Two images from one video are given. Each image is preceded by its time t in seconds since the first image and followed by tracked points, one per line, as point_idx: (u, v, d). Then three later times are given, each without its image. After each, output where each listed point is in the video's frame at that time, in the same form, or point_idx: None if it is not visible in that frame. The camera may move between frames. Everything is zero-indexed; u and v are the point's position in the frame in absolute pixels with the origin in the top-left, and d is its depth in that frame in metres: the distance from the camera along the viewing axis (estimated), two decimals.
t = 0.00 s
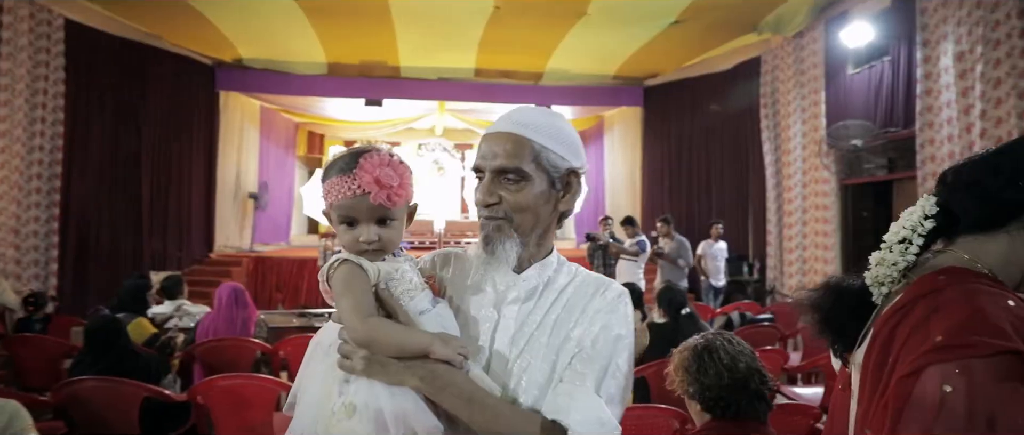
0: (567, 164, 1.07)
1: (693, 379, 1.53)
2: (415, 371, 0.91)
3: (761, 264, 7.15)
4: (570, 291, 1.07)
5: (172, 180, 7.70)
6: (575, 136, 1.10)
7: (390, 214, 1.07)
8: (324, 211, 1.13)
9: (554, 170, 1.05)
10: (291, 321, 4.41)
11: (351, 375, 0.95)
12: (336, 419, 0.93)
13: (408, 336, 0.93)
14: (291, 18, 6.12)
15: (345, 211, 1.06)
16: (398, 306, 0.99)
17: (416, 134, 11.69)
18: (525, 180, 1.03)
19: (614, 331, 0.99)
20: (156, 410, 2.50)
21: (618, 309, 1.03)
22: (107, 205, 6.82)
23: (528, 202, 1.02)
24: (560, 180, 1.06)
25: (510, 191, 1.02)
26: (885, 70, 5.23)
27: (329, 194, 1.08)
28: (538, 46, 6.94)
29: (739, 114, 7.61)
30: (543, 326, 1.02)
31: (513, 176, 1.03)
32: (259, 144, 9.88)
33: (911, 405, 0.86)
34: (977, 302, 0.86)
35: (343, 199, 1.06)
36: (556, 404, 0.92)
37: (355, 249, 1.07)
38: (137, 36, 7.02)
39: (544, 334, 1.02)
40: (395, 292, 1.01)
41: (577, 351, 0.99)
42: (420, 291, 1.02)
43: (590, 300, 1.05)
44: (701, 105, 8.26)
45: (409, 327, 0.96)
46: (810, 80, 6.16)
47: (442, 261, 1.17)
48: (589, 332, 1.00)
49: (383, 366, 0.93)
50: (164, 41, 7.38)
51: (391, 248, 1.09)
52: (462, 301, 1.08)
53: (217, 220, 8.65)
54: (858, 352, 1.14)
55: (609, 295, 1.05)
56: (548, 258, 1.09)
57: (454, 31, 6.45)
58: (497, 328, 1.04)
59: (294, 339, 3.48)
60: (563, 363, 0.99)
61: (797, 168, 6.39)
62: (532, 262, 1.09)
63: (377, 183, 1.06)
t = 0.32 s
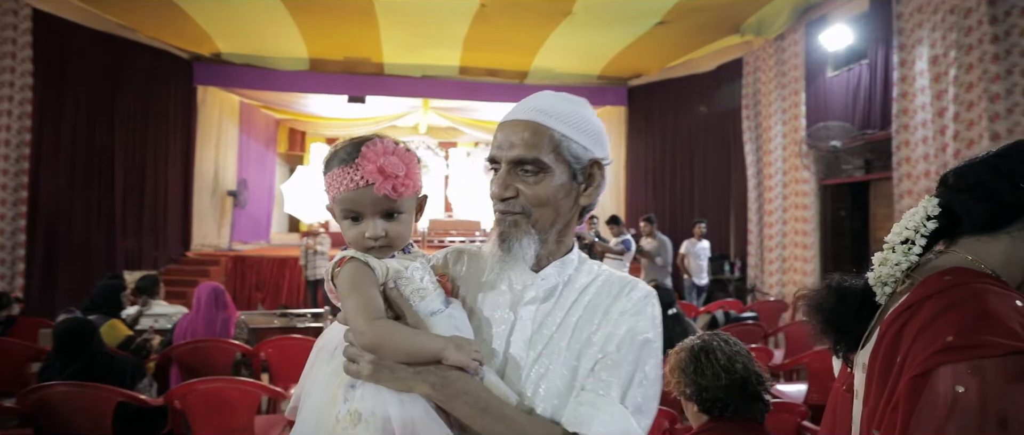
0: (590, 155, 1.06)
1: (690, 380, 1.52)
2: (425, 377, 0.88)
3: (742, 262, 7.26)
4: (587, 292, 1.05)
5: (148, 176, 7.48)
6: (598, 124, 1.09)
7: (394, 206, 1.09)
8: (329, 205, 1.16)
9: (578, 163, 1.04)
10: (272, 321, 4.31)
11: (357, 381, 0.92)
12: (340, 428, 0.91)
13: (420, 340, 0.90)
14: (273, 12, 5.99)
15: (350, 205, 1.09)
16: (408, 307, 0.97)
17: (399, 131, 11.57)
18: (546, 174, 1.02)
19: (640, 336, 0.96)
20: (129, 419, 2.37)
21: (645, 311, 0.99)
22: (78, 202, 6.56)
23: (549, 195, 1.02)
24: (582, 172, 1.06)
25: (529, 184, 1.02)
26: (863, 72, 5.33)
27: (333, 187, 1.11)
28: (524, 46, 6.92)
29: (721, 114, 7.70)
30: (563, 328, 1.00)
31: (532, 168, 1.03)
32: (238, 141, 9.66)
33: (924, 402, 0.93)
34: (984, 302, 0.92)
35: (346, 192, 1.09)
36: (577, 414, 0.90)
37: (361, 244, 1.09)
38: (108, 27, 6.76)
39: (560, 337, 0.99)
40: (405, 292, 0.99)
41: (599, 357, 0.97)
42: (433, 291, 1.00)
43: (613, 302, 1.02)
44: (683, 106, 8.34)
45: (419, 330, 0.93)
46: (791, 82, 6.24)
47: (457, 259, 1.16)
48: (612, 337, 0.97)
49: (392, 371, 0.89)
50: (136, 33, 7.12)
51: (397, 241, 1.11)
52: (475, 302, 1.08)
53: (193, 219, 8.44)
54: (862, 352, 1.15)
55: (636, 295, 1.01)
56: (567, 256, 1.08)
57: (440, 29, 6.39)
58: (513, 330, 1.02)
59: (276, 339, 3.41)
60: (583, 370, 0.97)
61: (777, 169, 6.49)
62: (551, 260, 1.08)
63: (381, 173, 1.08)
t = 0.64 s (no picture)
0: (612, 143, 1.07)
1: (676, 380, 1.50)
2: (435, 380, 0.88)
3: (716, 260, 7.38)
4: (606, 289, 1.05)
5: (110, 170, 7.16)
6: (621, 110, 1.10)
7: (397, 190, 1.07)
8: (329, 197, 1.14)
9: (599, 151, 1.05)
10: (243, 321, 4.17)
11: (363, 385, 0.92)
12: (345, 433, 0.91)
13: (432, 340, 0.90)
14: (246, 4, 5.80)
15: (351, 191, 1.07)
16: (415, 304, 0.96)
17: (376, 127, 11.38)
18: (565, 162, 1.03)
19: (666, 334, 0.96)
20: (91, 425, 2.23)
21: (670, 308, 1.00)
22: (35, 196, 6.24)
23: (567, 183, 1.02)
24: (604, 162, 1.07)
25: (547, 173, 1.03)
26: (833, 75, 5.45)
27: (332, 174, 1.09)
28: (503, 43, 6.86)
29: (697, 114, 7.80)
30: (581, 327, 1.00)
31: (551, 156, 1.03)
32: (209, 134, 9.34)
33: (922, 397, 0.97)
34: (976, 301, 0.98)
35: (345, 178, 1.07)
36: (603, 418, 0.90)
37: (365, 233, 1.06)
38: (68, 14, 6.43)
39: (580, 336, 0.99)
40: (412, 287, 0.99)
41: (623, 357, 0.97)
42: (443, 288, 1.00)
43: (635, 300, 1.02)
44: (660, 105, 8.42)
45: (427, 329, 0.93)
46: (765, 83, 6.35)
47: (472, 254, 1.16)
48: (635, 337, 0.97)
49: (398, 373, 0.90)
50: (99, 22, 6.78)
51: (401, 228, 1.08)
52: (487, 300, 1.07)
53: (161, 216, 8.14)
54: (856, 348, 1.19)
55: (660, 293, 1.02)
56: (586, 251, 1.09)
57: (419, 24, 6.28)
58: (529, 329, 1.02)
59: (248, 340, 3.31)
60: (607, 370, 0.97)
61: (751, 169, 6.61)
62: (569, 256, 1.08)
63: (381, 155, 1.06)
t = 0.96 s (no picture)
0: (628, 137, 1.10)
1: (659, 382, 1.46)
2: (441, 390, 0.86)
3: (687, 258, 7.51)
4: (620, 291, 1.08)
5: (65, 164, 6.79)
6: (638, 108, 1.13)
7: (392, 178, 1.04)
8: (324, 188, 1.12)
9: (616, 145, 1.08)
10: (209, 322, 4.02)
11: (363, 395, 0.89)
12: None
13: (435, 347, 0.87)
14: None
15: (345, 179, 1.04)
16: (416, 308, 0.93)
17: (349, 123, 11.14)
18: (580, 156, 1.05)
19: (685, 339, 0.97)
20: None
21: (687, 311, 1.02)
22: None
23: (581, 177, 1.05)
24: (619, 157, 1.09)
25: (559, 167, 1.05)
26: (800, 79, 5.54)
27: (327, 161, 1.07)
28: (479, 41, 6.80)
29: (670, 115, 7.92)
30: (592, 333, 1.02)
31: (564, 149, 1.05)
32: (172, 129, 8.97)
33: (913, 398, 0.99)
34: (964, 301, 1.00)
35: (341, 163, 1.04)
36: (621, 428, 0.89)
37: (360, 222, 1.03)
38: None
39: (592, 342, 1.01)
40: (412, 291, 0.96)
41: (640, 364, 0.98)
42: (446, 291, 0.98)
43: (651, 303, 1.05)
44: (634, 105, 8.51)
45: (430, 334, 0.90)
46: (735, 85, 6.47)
47: (475, 254, 1.19)
48: (653, 342, 0.98)
49: (400, 384, 0.87)
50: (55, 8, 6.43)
51: (398, 218, 1.05)
52: (494, 305, 1.09)
53: (121, 212, 7.78)
54: (843, 348, 1.22)
55: (676, 295, 1.05)
56: (596, 253, 1.11)
57: (395, 19, 6.17)
58: (539, 334, 1.03)
59: (213, 343, 3.17)
60: (621, 377, 0.98)
61: (722, 169, 6.74)
62: (580, 257, 1.11)
63: (378, 139, 1.04)
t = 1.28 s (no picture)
0: (638, 137, 1.15)
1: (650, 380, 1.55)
2: (444, 404, 0.87)
3: (657, 257, 7.61)
4: (627, 297, 1.14)
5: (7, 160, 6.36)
6: (650, 110, 1.19)
7: (390, 171, 1.02)
8: (320, 185, 1.09)
9: (626, 144, 1.13)
10: (170, 326, 3.83)
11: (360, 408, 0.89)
12: None
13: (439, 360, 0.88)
14: None
15: (341, 173, 1.02)
16: (418, 315, 0.94)
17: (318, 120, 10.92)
18: (588, 155, 1.09)
19: (696, 347, 1.01)
20: None
21: (696, 318, 1.07)
22: None
23: (589, 177, 1.09)
24: (627, 159, 1.14)
25: (566, 168, 1.09)
26: (767, 83, 5.66)
27: (323, 155, 1.05)
28: (452, 39, 6.72)
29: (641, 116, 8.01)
30: (598, 341, 1.06)
31: (571, 148, 1.09)
32: (129, 123, 8.54)
33: (903, 400, 1.08)
34: (949, 301, 1.10)
35: (336, 157, 1.02)
36: None
37: (357, 219, 1.00)
38: None
39: (599, 350, 1.05)
40: (413, 297, 0.97)
41: (650, 373, 1.02)
42: (450, 298, 1.00)
43: (660, 309, 1.10)
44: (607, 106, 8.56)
45: (435, 343, 0.91)
46: (705, 88, 6.55)
47: (476, 256, 1.22)
48: (663, 351, 1.03)
49: (401, 397, 0.87)
50: None
51: (396, 214, 1.02)
52: (496, 311, 1.11)
53: (73, 210, 7.36)
54: (827, 348, 1.33)
55: (685, 301, 1.11)
56: (602, 255, 1.17)
57: (366, 15, 6.04)
58: (544, 340, 1.06)
59: (176, 347, 3.01)
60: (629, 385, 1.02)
61: (691, 170, 6.84)
62: (586, 261, 1.16)
63: (375, 130, 1.03)
